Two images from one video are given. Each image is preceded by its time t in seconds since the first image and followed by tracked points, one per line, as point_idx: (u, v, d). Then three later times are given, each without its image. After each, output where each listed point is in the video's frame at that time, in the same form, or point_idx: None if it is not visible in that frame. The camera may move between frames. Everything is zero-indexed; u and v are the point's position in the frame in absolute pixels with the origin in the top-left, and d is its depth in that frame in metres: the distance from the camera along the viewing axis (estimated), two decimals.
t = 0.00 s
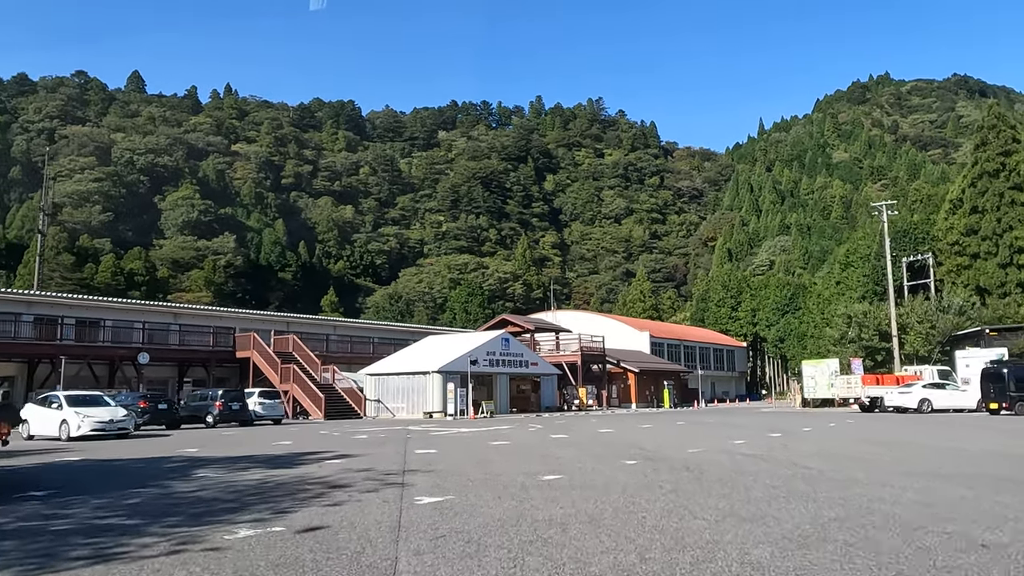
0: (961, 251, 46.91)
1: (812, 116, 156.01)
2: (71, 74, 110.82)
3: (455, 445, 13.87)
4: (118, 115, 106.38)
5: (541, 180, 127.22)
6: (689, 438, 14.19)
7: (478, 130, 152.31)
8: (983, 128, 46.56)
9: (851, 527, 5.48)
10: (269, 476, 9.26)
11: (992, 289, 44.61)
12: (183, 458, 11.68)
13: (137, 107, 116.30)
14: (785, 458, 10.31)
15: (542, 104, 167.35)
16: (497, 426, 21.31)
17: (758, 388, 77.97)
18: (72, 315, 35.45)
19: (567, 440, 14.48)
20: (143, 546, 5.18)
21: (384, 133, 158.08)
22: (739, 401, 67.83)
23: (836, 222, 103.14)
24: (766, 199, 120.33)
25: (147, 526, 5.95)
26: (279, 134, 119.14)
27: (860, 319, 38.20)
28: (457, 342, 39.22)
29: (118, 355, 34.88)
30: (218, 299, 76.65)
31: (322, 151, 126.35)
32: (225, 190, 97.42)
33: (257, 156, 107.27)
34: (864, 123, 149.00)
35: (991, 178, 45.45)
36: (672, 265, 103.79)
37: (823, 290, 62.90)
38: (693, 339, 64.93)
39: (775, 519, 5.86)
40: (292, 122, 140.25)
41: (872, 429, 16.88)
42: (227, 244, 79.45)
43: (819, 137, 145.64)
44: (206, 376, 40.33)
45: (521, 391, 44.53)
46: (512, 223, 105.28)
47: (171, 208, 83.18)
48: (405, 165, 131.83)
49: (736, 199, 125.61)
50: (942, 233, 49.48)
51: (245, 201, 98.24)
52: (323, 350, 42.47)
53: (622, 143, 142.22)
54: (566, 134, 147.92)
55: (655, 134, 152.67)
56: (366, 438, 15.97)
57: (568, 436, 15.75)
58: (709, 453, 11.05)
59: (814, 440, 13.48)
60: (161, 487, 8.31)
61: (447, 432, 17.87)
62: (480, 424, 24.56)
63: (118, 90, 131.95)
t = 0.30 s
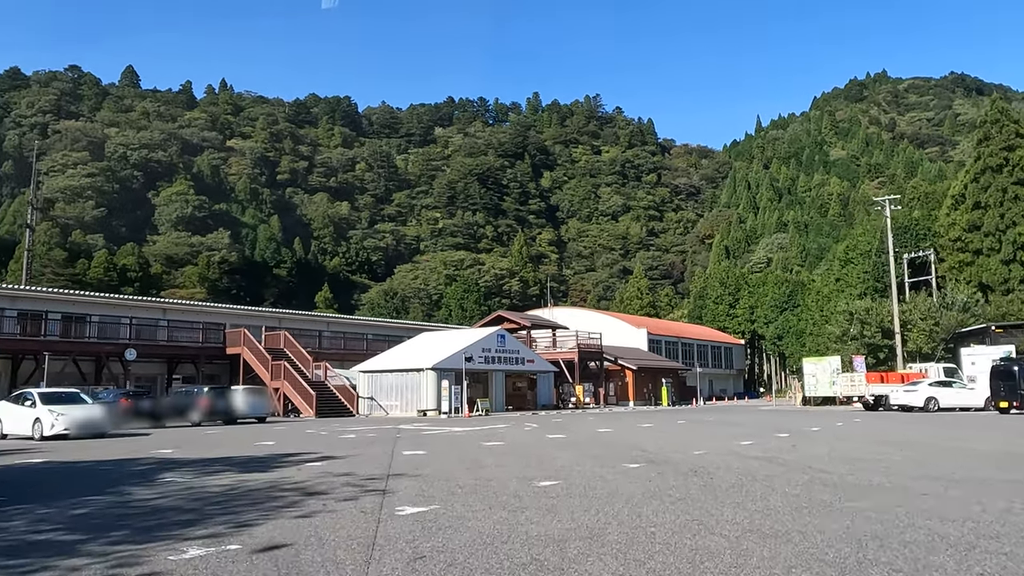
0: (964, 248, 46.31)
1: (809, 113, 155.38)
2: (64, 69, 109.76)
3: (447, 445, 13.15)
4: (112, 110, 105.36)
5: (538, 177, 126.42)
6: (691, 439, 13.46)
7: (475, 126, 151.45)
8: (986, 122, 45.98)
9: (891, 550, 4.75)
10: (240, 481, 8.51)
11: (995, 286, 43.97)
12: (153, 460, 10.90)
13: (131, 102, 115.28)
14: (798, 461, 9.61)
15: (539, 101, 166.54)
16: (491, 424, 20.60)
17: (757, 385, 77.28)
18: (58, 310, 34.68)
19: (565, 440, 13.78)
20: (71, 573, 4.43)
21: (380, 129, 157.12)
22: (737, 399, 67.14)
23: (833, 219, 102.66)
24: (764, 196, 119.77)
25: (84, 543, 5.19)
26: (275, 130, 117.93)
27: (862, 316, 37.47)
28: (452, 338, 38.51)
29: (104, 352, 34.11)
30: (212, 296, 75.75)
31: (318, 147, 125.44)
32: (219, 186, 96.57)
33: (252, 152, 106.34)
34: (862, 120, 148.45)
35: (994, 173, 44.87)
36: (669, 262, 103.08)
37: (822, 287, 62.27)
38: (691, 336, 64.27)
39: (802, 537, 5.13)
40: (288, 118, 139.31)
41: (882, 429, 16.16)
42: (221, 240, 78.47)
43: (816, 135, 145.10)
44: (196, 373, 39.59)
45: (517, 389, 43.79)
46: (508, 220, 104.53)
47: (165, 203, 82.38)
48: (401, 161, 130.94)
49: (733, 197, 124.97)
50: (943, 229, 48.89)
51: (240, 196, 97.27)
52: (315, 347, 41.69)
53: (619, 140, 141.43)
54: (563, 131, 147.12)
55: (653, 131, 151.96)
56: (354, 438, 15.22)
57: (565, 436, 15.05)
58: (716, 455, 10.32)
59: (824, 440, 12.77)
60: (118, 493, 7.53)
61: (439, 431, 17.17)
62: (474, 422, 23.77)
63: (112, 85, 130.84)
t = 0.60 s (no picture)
0: (965, 248, 45.77)
1: (805, 115, 155.03)
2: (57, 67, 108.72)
3: (436, 450, 12.40)
4: (105, 109, 104.36)
5: (534, 177, 125.65)
6: (695, 443, 12.77)
7: (471, 126, 150.70)
8: (987, 121, 45.45)
9: None
10: (204, 491, 7.75)
11: (996, 286, 43.39)
12: (118, 467, 10.12)
13: (124, 100, 114.23)
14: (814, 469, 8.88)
15: (535, 102, 165.91)
16: (485, 427, 19.86)
17: (754, 387, 76.66)
18: (42, 309, 33.83)
19: (562, 445, 13.07)
20: None
21: (376, 128, 156.28)
22: (734, 400, 66.55)
23: (830, 221, 102.27)
24: (760, 197, 119.34)
25: None
26: (269, 130, 117.12)
27: (863, 316, 36.78)
28: (446, 339, 37.78)
29: (89, 352, 33.29)
30: (205, 296, 74.85)
31: (313, 147, 124.62)
32: (213, 185, 95.64)
33: (247, 151, 105.50)
34: (858, 122, 148.19)
35: (996, 173, 44.31)
36: (665, 264, 102.42)
37: (819, 289, 61.69)
38: (687, 337, 63.62)
39: (837, 564, 4.42)
40: (283, 118, 138.48)
41: (893, 433, 15.49)
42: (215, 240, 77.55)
43: (812, 136, 144.78)
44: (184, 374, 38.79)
45: (511, 390, 43.03)
46: (504, 221, 103.77)
47: (158, 203, 81.47)
48: (397, 161, 130.11)
49: (730, 198, 124.50)
50: (943, 230, 48.36)
51: (234, 196, 96.28)
52: (306, 347, 40.90)
53: (615, 141, 140.82)
54: (559, 132, 146.45)
55: (649, 132, 151.46)
56: (340, 442, 14.48)
57: (563, 440, 14.33)
58: (724, 462, 9.63)
59: (835, 446, 12.07)
60: (65, 507, 6.77)
61: (430, 435, 16.42)
62: (467, 425, 22.96)
63: (106, 83, 129.78)
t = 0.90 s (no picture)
0: (963, 246, 45.31)
1: (798, 117, 155.00)
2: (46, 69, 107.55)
3: (423, 458, 11.64)
4: (95, 111, 103.28)
5: (528, 179, 124.94)
6: (699, 448, 12.08)
7: (464, 129, 150.01)
8: (984, 119, 44.99)
9: None
10: (160, 507, 7.00)
11: (996, 285, 42.87)
12: (76, 479, 9.33)
13: (115, 103, 113.14)
14: (828, 477, 8.25)
15: (528, 103, 165.33)
16: (477, 431, 19.13)
17: (750, 388, 76.02)
18: (23, 312, 32.93)
19: (556, 451, 12.39)
20: None
21: (368, 131, 155.45)
22: (730, 402, 65.95)
23: (823, 222, 102.07)
24: (753, 198, 119.04)
25: None
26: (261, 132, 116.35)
27: (862, 316, 36.18)
28: (438, 341, 37.01)
29: (71, 356, 32.40)
30: (196, 299, 73.88)
31: (305, 149, 123.78)
32: (204, 187, 94.70)
33: (238, 153, 104.65)
34: (851, 123, 148.27)
35: (994, 170, 43.79)
36: (659, 265, 101.79)
37: (815, 289, 61.17)
38: (682, 339, 62.94)
39: None
40: (274, 120, 137.58)
41: (903, 435, 14.82)
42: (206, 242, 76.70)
43: (805, 137, 144.64)
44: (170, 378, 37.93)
45: (505, 392, 42.29)
46: (498, 223, 103.06)
47: (148, 205, 80.48)
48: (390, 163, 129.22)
49: (724, 199, 124.09)
50: (941, 228, 47.86)
51: (225, 199, 95.20)
52: (296, 350, 40.08)
53: (608, 142, 140.22)
54: (552, 133, 145.91)
55: (643, 134, 151.02)
56: (324, 449, 13.72)
57: (558, 446, 13.58)
58: (734, 472, 8.91)
59: (847, 450, 11.37)
60: None
61: (418, 440, 15.68)
62: (459, 429, 22.18)
63: (96, 85, 128.64)
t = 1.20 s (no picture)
0: (963, 248, 44.79)
1: (794, 119, 154.72)
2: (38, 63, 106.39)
3: (411, 462, 10.97)
4: (88, 107, 102.19)
5: (523, 179, 124.21)
6: (701, 454, 11.41)
7: (460, 128, 149.22)
8: (985, 119, 44.44)
9: None
10: (107, 521, 6.26)
11: (996, 288, 42.32)
12: (29, 485, 8.60)
13: (108, 99, 112.04)
14: (846, 488, 7.61)
15: (525, 104, 164.71)
16: (468, 433, 18.44)
17: (745, 390, 75.42)
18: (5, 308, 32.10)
19: (550, 455, 11.69)
20: None
21: (364, 129, 154.60)
22: (725, 404, 65.34)
23: (819, 224, 101.77)
24: (749, 200, 118.75)
25: None
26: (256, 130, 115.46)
27: (862, 317, 35.55)
28: (431, 340, 36.31)
29: (53, 352, 31.57)
30: (188, 297, 72.96)
31: (300, 147, 122.91)
32: (198, 185, 93.75)
33: (233, 151, 103.78)
34: (846, 126, 148.22)
35: (996, 171, 43.26)
36: (655, 266, 101.16)
37: (812, 291, 60.67)
38: (678, 340, 62.36)
39: None
40: (269, 118, 136.60)
41: (913, 440, 14.17)
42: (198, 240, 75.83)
43: (801, 140, 144.39)
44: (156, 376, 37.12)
45: (499, 393, 41.58)
46: (493, 223, 102.29)
47: (141, 202, 79.58)
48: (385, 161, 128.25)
49: (719, 201, 123.63)
50: (941, 229, 47.34)
51: (218, 196, 94.21)
52: (286, 349, 39.31)
53: (605, 143, 139.57)
54: (548, 133, 145.28)
55: (639, 135, 150.50)
56: (305, 452, 12.98)
57: (553, 450, 12.90)
58: (743, 481, 8.25)
59: (860, 457, 10.71)
60: None
61: (405, 442, 14.97)
62: (451, 430, 21.51)
63: (89, 81, 127.47)
